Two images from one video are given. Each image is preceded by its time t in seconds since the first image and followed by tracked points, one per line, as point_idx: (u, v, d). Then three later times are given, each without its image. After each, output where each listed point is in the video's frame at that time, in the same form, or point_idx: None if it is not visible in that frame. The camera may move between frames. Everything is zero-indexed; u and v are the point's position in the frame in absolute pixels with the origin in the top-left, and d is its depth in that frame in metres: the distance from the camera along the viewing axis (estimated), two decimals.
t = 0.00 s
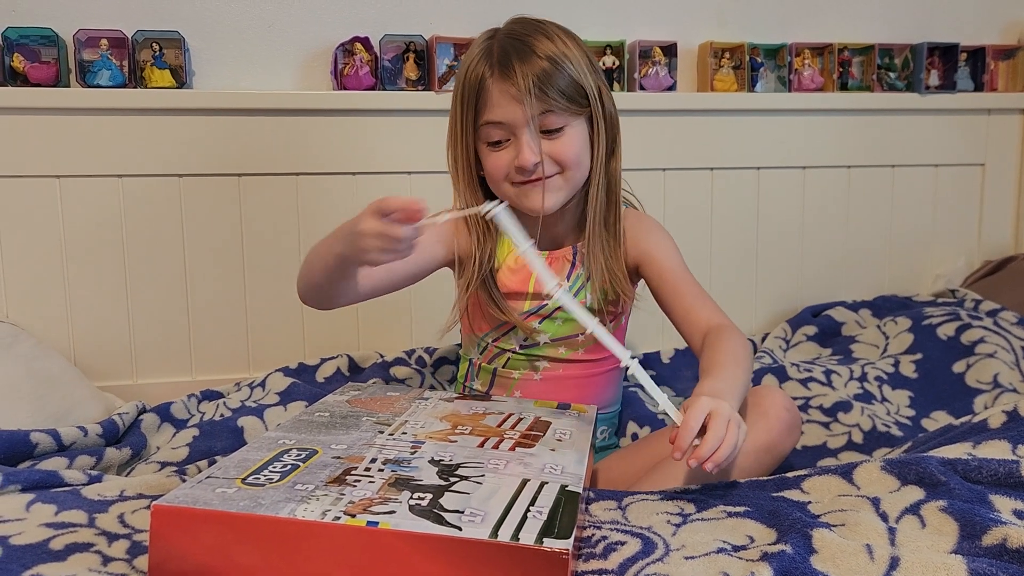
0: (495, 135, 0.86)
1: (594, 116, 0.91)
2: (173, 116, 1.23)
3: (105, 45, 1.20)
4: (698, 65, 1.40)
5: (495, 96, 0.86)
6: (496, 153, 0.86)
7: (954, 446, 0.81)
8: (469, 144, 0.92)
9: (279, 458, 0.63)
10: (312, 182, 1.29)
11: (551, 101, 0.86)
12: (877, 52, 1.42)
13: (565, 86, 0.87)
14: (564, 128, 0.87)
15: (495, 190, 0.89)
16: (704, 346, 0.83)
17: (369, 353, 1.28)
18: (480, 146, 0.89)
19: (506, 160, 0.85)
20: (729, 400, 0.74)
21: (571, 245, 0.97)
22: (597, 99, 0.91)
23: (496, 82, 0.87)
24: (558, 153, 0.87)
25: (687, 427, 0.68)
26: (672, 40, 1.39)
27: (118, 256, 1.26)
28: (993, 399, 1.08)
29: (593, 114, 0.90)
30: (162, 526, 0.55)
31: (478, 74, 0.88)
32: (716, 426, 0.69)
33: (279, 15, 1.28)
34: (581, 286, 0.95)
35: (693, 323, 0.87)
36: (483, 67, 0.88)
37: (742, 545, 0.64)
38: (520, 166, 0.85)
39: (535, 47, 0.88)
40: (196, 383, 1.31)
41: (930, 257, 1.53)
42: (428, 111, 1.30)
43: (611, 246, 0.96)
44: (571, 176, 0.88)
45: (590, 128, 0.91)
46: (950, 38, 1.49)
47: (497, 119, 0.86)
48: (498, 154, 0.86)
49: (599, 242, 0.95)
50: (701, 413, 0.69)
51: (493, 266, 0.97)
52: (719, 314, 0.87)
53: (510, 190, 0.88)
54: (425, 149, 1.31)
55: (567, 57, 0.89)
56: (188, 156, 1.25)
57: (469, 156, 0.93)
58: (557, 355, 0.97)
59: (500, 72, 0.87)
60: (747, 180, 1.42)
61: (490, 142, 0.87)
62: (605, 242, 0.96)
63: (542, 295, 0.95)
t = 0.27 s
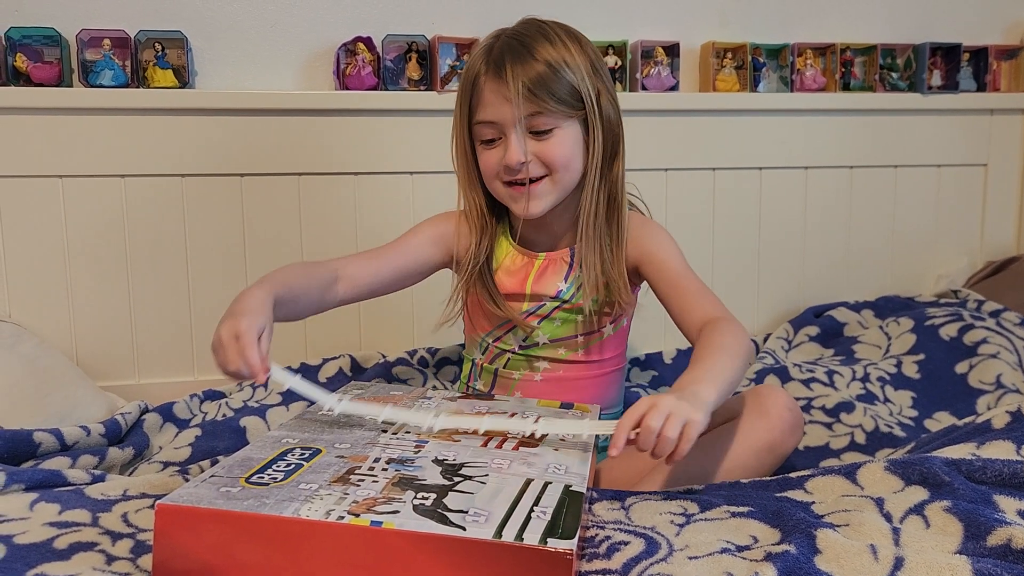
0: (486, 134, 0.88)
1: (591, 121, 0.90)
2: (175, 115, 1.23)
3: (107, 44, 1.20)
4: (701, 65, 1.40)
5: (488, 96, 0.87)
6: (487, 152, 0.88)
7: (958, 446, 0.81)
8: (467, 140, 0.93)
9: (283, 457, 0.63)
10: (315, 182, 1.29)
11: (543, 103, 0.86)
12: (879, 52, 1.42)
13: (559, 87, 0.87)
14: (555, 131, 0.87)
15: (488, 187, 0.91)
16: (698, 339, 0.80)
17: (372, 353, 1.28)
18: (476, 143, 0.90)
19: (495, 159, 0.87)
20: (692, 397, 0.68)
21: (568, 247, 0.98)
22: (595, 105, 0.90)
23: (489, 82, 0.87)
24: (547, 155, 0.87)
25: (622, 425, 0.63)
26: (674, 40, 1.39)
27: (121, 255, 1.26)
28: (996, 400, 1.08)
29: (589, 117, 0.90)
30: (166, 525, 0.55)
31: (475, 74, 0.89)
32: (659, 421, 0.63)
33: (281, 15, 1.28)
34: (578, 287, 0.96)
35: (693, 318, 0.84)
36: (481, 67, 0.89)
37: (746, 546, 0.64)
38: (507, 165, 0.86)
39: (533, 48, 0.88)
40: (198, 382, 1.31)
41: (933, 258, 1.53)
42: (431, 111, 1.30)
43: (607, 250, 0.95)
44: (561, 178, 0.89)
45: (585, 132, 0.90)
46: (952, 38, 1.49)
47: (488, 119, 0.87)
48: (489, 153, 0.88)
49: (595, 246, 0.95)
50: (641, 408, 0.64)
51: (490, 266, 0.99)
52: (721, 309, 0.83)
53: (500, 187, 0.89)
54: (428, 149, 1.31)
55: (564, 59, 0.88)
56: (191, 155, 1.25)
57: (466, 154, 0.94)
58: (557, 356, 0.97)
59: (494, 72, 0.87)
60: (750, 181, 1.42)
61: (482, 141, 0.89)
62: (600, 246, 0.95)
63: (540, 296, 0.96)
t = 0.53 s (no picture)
0: (478, 136, 0.88)
1: (584, 121, 0.90)
2: (177, 115, 1.23)
3: (109, 45, 1.20)
4: (702, 66, 1.40)
5: (480, 98, 0.87)
6: (479, 153, 0.88)
7: (961, 446, 0.81)
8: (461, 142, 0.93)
9: (285, 457, 0.63)
10: (316, 182, 1.29)
11: (534, 104, 0.86)
12: (881, 53, 1.42)
13: (551, 88, 0.87)
14: (547, 132, 0.87)
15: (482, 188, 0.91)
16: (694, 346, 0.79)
17: (373, 353, 1.28)
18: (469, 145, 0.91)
19: (488, 160, 0.87)
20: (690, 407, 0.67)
21: (562, 247, 0.97)
22: (588, 105, 0.90)
23: (481, 83, 0.87)
24: (540, 156, 0.87)
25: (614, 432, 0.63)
26: (675, 40, 1.39)
27: (123, 255, 1.26)
28: (999, 400, 1.08)
29: (582, 117, 0.90)
30: (168, 525, 0.55)
31: (468, 75, 0.89)
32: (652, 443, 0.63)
33: (283, 15, 1.28)
34: (573, 287, 0.95)
35: (689, 323, 0.83)
36: (474, 68, 0.89)
37: (749, 546, 0.64)
38: (500, 167, 0.86)
39: (525, 48, 0.88)
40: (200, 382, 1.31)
41: (934, 258, 1.53)
42: (433, 111, 1.30)
43: (600, 251, 0.95)
44: (553, 179, 0.89)
45: (579, 132, 0.90)
46: (954, 39, 1.49)
47: (480, 121, 0.87)
48: (481, 155, 0.88)
49: (587, 246, 0.95)
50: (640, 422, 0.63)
51: (484, 268, 0.99)
52: (716, 313, 0.82)
53: (493, 189, 0.89)
54: (429, 149, 1.31)
55: (556, 59, 0.88)
56: (193, 155, 1.25)
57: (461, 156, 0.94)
58: (554, 356, 0.97)
59: (486, 73, 0.87)
60: (751, 181, 1.42)
61: (475, 143, 0.89)
62: (593, 247, 0.95)
63: (535, 296, 0.96)
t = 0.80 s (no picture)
0: (480, 141, 0.88)
1: (583, 121, 0.90)
2: (180, 115, 1.23)
3: (112, 44, 1.21)
4: (705, 66, 1.40)
5: (480, 103, 0.87)
6: (482, 159, 0.88)
7: (964, 446, 0.81)
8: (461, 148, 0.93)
9: (289, 456, 0.63)
10: (319, 182, 1.29)
11: (534, 107, 0.86)
12: (883, 52, 1.42)
13: (549, 89, 0.87)
14: (548, 134, 0.87)
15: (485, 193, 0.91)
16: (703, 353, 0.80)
17: (376, 353, 1.28)
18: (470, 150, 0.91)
19: (491, 164, 0.87)
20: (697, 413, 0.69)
21: (564, 248, 0.98)
22: (586, 104, 0.90)
23: (480, 88, 0.87)
24: (542, 158, 0.87)
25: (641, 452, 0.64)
26: (678, 40, 1.39)
27: (126, 255, 1.26)
28: (1001, 400, 1.08)
29: (581, 116, 0.90)
30: (174, 524, 0.55)
31: (465, 80, 0.89)
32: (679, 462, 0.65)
33: (286, 15, 1.28)
34: (575, 287, 0.96)
35: (698, 331, 0.84)
36: (470, 73, 0.89)
37: (753, 545, 0.64)
38: (503, 171, 0.86)
39: (521, 51, 0.88)
40: (202, 382, 1.31)
41: (936, 259, 1.53)
42: (435, 111, 1.30)
43: (603, 250, 0.95)
44: (556, 180, 0.89)
45: (579, 132, 0.90)
46: (957, 39, 1.49)
47: (481, 126, 0.87)
48: (484, 160, 0.88)
49: (589, 245, 0.95)
50: (671, 442, 0.65)
51: (484, 271, 0.99)
52: (724, 322, 0.85)
53: (497, 193, 0.89)
54: (432, 149, 1.31)
55: (553, 60, 0.88)
56: (196, 154, 1.25)
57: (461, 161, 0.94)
58: (556, 356, 0.97)
59: (484, 77, 0.87)
60: (753, 181, 1.42)
61: (476, 148, 0.89)
62: (595, 247, 0.95)
63: (537, 296, 0.96)
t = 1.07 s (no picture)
0: (484, 142, 0.88)
1: (587, 119, 0.90)
2: (181, 114, 1.23)
3: (114, 43, 1.20)
4: (706, 65, 1.40)
5: (484, 104, 0.87)
6: (486, 159, 0.88)
7: (966, 445, 0.81)
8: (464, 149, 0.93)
9: (291, 455, 0.63)
10: (320, 181, 1.29)
11: (538, 107, 0.86)
12: (885, 51, 1.42)
13: (553, 89, 0.87)
14: (552, 134, 0.87)
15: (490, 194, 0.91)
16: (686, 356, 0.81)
17: (377, 352, 1.28)
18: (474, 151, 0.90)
19: (496, 166, 0.87)
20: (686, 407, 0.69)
21: (567, 247, 0.98)
22: (589, 102, 0.90)
23: (483, 88, 0.87)
24: (547, 158, 0.87)
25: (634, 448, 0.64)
26: (680, 39, 1.39)
27: (127, 254, 1.26)
28: (1003, 399, 1.08)
29: (584, 115, 0.90)
30: (176, 522, 0.55)
31: (468, 81, 0.89)
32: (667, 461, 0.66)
33: (287, 13, 1.28)
34: (577, 286, 0.96)
35: (683, 334, 0.85)
36: (473, 74, 0.89)
37: (756, 544, 0.64)
38: (508, 172, 0.86)
39: (523, 51, 0.88)
40: (204, 381, 1.31)
41: (938, 258, 1.53)
42: (436, 110, 1.30)
43: (607, 247, 0.95)
44: (561, 180, 0.89)
45: (582, 131, 0.90)
46: (958, 38, 1.49)
47: (485, 127, 0.87)
48: (489, 161, 0.88)
49: (593, 244, 0.95)
50: (667, 439, 0.65)
51: (484, 271, 0.99)
52: (711, 328, 0.85)
53: (502, 193, 0.89)
54: (433, 148, 1.31)
55: (556, 59, 0.88)
56: (197, 153, 1.25)
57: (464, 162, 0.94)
58: (558, 355, 0.97)
59: (487, 77, 0.87)
60: (755, 180, 1.42)
61: (481, 149, 0.89)
62: (599, 245, 0.95)
63: (539, 296, 0.96)
